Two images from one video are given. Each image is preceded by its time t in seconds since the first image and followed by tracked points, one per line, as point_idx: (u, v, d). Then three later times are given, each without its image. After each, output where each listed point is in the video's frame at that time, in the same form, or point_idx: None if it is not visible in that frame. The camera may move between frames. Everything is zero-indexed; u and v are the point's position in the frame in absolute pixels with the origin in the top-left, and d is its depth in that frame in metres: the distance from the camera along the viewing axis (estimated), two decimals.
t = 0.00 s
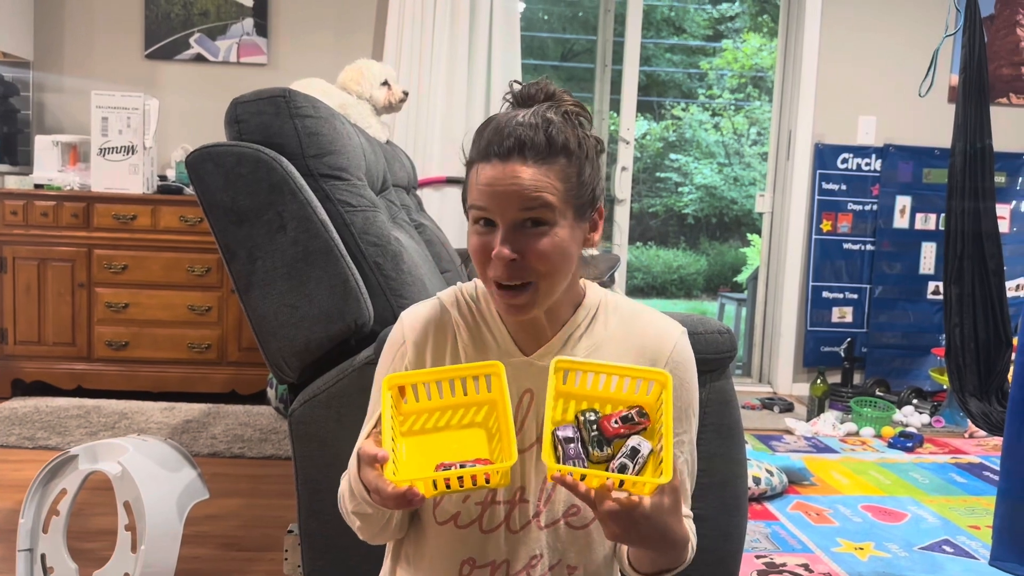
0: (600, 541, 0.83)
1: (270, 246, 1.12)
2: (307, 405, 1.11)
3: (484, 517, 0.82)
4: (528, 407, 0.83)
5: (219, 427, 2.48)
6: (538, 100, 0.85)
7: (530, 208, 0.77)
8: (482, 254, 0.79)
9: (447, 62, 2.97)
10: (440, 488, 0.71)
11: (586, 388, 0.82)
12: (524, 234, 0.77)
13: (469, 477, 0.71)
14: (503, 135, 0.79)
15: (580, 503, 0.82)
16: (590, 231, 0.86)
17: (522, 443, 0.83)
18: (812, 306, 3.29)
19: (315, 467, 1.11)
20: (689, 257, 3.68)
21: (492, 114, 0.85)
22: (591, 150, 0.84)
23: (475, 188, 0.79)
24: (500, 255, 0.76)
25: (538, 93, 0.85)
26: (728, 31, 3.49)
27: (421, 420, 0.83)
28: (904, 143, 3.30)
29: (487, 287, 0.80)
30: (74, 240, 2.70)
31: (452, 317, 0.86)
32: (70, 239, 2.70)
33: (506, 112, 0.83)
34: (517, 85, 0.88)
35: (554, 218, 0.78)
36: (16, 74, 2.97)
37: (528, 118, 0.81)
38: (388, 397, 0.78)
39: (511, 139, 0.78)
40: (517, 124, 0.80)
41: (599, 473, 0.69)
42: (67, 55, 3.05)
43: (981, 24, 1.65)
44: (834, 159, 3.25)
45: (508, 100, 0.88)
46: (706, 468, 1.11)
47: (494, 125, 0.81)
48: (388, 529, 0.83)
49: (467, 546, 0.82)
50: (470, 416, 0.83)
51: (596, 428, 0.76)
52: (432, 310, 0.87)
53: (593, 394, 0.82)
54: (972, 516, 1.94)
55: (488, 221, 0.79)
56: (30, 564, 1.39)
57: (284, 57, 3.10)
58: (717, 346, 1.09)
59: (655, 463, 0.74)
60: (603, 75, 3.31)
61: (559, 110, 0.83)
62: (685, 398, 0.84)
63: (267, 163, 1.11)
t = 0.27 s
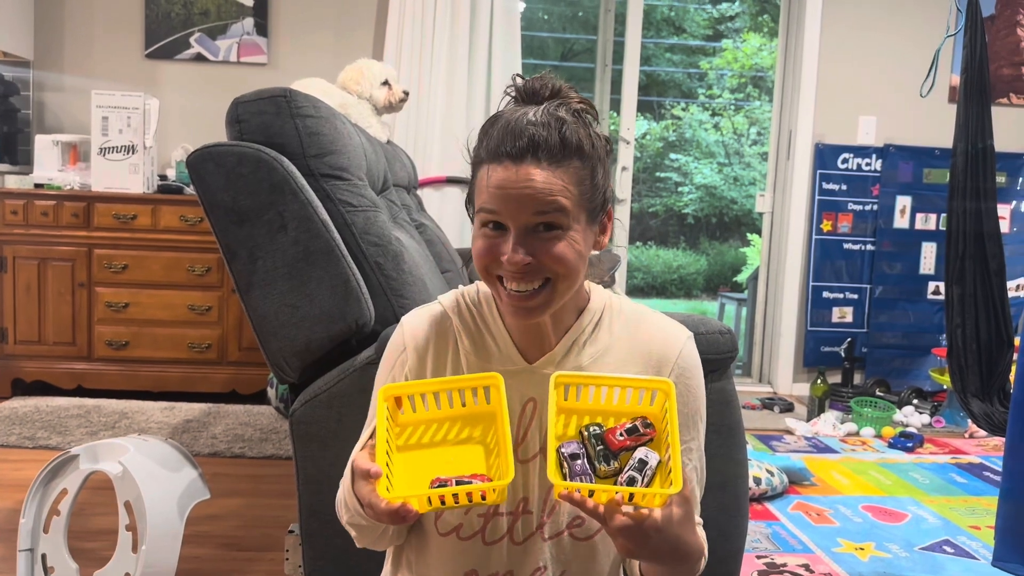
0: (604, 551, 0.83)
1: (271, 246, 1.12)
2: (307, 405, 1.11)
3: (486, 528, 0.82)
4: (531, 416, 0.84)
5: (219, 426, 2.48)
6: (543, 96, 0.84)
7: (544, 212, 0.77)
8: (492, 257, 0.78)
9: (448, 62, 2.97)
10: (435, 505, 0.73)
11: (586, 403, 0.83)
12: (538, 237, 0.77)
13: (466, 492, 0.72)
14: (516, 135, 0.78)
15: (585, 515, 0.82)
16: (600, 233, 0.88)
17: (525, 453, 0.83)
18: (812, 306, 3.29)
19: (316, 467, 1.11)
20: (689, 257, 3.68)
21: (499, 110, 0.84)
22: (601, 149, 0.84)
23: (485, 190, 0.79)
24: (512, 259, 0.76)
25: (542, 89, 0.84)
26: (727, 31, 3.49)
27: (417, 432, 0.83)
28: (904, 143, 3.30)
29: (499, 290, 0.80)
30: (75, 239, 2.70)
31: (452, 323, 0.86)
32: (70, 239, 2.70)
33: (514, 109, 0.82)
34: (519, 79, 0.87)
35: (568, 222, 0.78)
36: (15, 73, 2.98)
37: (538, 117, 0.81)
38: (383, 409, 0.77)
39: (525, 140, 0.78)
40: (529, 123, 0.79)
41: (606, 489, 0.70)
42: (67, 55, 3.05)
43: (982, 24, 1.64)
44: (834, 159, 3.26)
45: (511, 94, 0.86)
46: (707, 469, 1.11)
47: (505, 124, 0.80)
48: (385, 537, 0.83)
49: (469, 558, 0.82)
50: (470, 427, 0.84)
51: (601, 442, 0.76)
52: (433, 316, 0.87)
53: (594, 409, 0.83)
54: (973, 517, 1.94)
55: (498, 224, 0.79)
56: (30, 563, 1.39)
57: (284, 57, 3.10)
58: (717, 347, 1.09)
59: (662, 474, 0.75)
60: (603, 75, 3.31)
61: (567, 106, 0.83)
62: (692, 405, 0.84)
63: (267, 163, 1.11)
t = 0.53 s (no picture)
0: (604, 558, 0.83)
1: (271, 245, 1.12)
2: (307, 404, 1.11)
3: (485, 535, 0.82)
4: (531, 421, 0.84)
5: (219, 426, 2.48)
6: (543, 94, 0.83)
7: (544, 211, 0.77)
8: (490, 257, 0.78)
9: (448, 61, 2.97)
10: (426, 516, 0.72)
11: (585, 406, 0.82)
12: (537, 237, 0.77)
13: (456, 506, 0.71)
14: (516, 132, 0.78)
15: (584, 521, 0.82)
16: (600, 234, 0.88)
17: (523, 460, 0.83)
18: (813, 306, 3.29)
19: (315, 466, 1.11)
20: (689, 257, 3.68)
21: (499, 108, 0.84)
22: (602, 148, 0.84)
23: (484, 189, 0.79)
24: (511, 259, 0.76)
25: (543, 87, 0.83)
26: (728, 30, 3.49)
27: (408, 443, 0.82)
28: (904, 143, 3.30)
29: (494, 293, 0.80)
30: (75, 238, 2.70)
31: (450, 326, 0.86)
32: (71, 238, 2.70)
33: (514, 107, 0.82)
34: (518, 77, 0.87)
35: (568, 222, 0.78)
36: (16, 72, 2.98)
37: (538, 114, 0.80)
38: (375, 417, 0.78)
39: (525, 137, 0.78)
40: (530, 121, 0.79)
41: (603, 498, 0.70)
42: (67, 54, 3.04)
43: (983, 24, 1.64)
44: (834, 159, 3.25)
45: (510, 93, 0.86)
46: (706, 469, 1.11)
47: (505, 122, 0.80)
48: (381, 543, 0.83)
49: (467, 564, 0.83)
50: (466, 436, 0.83)
51: (598, 448, 0.76)
52: (431, 320, 0.87)
53: (593, 413, 0.82)
54: (973, 516, 1.93)
55: (497, 223, 0.78)
56: (30, 563, 1.39)
57: (284, 56, 3.10)
58: (717, 346, 1.09)
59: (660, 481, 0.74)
60: (604, 74, 3.31)
61: (567, 105, 0.83)
62: (693, 410, 0.84)
63: (268, 161, 1.10)
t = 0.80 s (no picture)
0: (606, 562, 0.84)
1: (273, 244, 1.12)
2: (309, 403, 1.11)
3: (486, 540, 0.83)
4: (532, 427, 0.84)
5: (221, 425, 2.49)
6: (549, 95, 0.84)
7: (544, 216, 0.77)
8: (488, 262, 0.78)
9: (450, 60, 2.97)
10: (424, 528, 0.71)
11: (592, 410, 0.83)
12: (535, 242, 0.77)
13: (456, 517, 0.70)
14: (518, 134, 0.78)
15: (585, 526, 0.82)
16: (601, 239, 0.88)
17: (525, 465, 0.83)
18: (815, 305, 3.29)
19: (317, 465, 1.11)
20: (690, 257, 3.72)
21: (503, 109, 0.84)
22: (606, 151, 0.84)
23: (484, 191, 0.79)
24: (509, 264, 0.76)
25: (549, 87, 0.84)
26: (730, 29, 3.50)
27: (409, 450, 0.83)
28: (906, 142, 3.30)
29: (492, 297, 0.80)
30: (77, 238, 2.70)
31: (451, 331, 0.86)
32: (73, 237, 2.70)
33: (519, 108, 0.82)
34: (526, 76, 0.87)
35: (568, 227, 0.78)
36: (18, 72, 2.98)
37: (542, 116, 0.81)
38: (374, 426, 0.78)
39: (526, 139, 0.78)
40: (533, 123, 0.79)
41: (609, 502, 0.69)
42: (70, 54, 3.05)
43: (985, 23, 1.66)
44: (836, 157, 3.24)
45: (518, 92, 0.86)
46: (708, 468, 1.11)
47: (508, 123, 0.80)
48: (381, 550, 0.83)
49: (467, 567, 0.83)
50: (469, 442, 0.83)
51: (605, 453, 0.76)
52: (432, 324, 0.87)
53: (599, 417, 0.83)
54: (975, 515, 1.93)
55: (496, 227, 0.78)
56: (32, 562, 1.39)
57: (287, 55, 3.10)
58: (720, 345, 1.09)
59: (667, 489, 0.74)
60: (605, 73, 3.30)
61: (573, 107, 0.83)
62: (698, 415, 0.84)
63: (269, 160, 1.10)
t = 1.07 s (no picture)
0: (609, 564, 0.83)
1: (276, 243, 1.12)
2: (312, 401, 1.11)
3: (489, 542, 0.83)
4: (535, 427, 0.84)
5: (224, 424, 2.49)
6: (550, 90, 0.83)
7: (552, 217, 0.77)
8: (495, 263, 0.79)
9: (452, 59, 2.97)
10: (428, 530, 0.72)
11: (593, 412, 0.83)
12: (543, 243, 0.77)
13: (460, 520, 0.71)
14: (525, 131, 0.78)
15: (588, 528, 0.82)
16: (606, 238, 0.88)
17: (528, 467, 0.83)
18: (818, 303, 3.28)
19: (320, 463, 1.12)
20: (694, 254, 3.67)
21: (506, 105, 0.84)
22: (609, 147, 0.84)
23: (490, 192, 0.79)
24: (516, 264, 0.76)
25: (550, 83, 0.83)
26: (733, 28, 3.48)
27: (411, 455, 0.83)
28: (909, 140, 3.29)
29: (499, 297, 0.80)
30: (80, 237, 2.70)
31: (455, 332, 0.86)
32: (76, 236, 2.70)
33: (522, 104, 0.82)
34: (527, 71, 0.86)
35: (576, 228, 0.78)
36: (21, 72, 2.99)
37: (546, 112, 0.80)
38: (378, 428, 0.78)
39: (533, 136, 0.78)
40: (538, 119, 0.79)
41: (612, 506, 0.69)
42: (72, 54, 3.05)
43: (988, 22, 1.66)
44: (839, 156, 3.24)
45: (518, 88, 0.86)
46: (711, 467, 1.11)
47: (512, 120, 0.80)
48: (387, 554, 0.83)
49: (472, 569, 0.83)
50: (471, 446, 0.83)
51: (606, 456, 0.76)
52: (435, 326, 0.87)
53: (602, 419, 0.83)
54: (979, 515, 1.93)
55: (502, 228, 0.79)
56: (37, 560, 1.40)
57: (290, 54, 3.10)
58: (723, 344, 1.09)
59: (669, 492, 0.74)
60: (608, 72, 3.31)
61: (575, 103, 0.82)
62: (703, 416, 0.83)
63: (272, 160, 1.10)
